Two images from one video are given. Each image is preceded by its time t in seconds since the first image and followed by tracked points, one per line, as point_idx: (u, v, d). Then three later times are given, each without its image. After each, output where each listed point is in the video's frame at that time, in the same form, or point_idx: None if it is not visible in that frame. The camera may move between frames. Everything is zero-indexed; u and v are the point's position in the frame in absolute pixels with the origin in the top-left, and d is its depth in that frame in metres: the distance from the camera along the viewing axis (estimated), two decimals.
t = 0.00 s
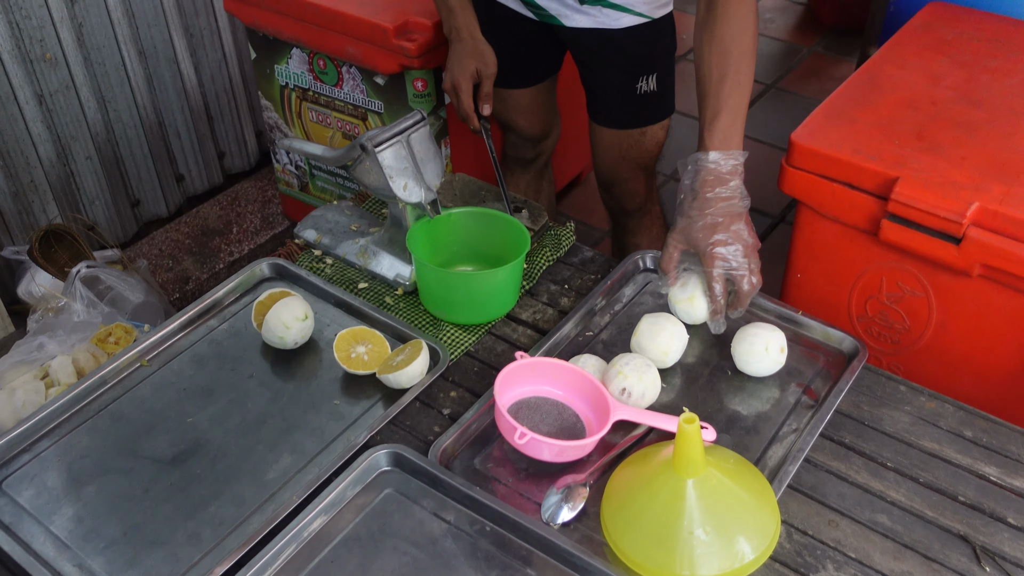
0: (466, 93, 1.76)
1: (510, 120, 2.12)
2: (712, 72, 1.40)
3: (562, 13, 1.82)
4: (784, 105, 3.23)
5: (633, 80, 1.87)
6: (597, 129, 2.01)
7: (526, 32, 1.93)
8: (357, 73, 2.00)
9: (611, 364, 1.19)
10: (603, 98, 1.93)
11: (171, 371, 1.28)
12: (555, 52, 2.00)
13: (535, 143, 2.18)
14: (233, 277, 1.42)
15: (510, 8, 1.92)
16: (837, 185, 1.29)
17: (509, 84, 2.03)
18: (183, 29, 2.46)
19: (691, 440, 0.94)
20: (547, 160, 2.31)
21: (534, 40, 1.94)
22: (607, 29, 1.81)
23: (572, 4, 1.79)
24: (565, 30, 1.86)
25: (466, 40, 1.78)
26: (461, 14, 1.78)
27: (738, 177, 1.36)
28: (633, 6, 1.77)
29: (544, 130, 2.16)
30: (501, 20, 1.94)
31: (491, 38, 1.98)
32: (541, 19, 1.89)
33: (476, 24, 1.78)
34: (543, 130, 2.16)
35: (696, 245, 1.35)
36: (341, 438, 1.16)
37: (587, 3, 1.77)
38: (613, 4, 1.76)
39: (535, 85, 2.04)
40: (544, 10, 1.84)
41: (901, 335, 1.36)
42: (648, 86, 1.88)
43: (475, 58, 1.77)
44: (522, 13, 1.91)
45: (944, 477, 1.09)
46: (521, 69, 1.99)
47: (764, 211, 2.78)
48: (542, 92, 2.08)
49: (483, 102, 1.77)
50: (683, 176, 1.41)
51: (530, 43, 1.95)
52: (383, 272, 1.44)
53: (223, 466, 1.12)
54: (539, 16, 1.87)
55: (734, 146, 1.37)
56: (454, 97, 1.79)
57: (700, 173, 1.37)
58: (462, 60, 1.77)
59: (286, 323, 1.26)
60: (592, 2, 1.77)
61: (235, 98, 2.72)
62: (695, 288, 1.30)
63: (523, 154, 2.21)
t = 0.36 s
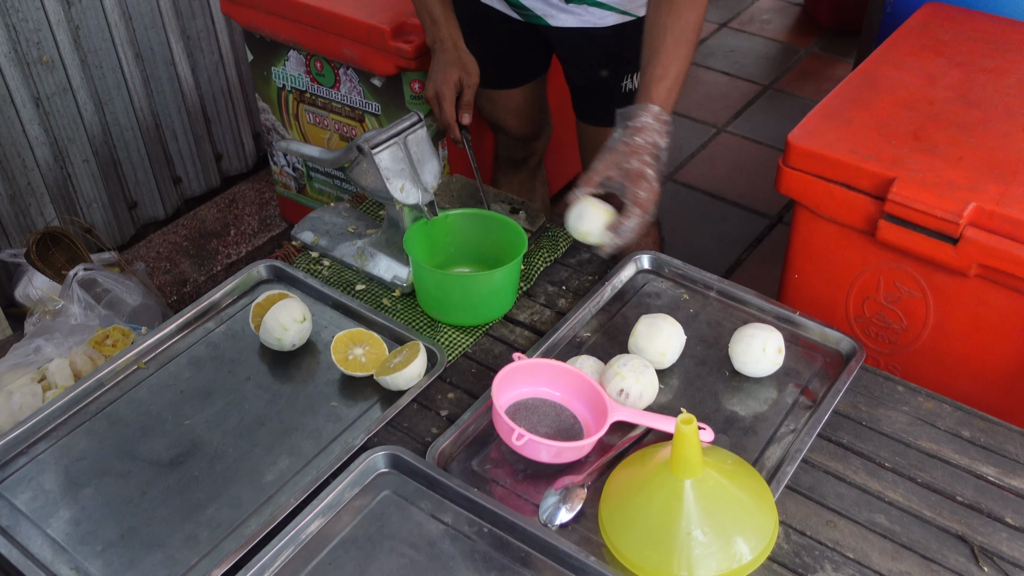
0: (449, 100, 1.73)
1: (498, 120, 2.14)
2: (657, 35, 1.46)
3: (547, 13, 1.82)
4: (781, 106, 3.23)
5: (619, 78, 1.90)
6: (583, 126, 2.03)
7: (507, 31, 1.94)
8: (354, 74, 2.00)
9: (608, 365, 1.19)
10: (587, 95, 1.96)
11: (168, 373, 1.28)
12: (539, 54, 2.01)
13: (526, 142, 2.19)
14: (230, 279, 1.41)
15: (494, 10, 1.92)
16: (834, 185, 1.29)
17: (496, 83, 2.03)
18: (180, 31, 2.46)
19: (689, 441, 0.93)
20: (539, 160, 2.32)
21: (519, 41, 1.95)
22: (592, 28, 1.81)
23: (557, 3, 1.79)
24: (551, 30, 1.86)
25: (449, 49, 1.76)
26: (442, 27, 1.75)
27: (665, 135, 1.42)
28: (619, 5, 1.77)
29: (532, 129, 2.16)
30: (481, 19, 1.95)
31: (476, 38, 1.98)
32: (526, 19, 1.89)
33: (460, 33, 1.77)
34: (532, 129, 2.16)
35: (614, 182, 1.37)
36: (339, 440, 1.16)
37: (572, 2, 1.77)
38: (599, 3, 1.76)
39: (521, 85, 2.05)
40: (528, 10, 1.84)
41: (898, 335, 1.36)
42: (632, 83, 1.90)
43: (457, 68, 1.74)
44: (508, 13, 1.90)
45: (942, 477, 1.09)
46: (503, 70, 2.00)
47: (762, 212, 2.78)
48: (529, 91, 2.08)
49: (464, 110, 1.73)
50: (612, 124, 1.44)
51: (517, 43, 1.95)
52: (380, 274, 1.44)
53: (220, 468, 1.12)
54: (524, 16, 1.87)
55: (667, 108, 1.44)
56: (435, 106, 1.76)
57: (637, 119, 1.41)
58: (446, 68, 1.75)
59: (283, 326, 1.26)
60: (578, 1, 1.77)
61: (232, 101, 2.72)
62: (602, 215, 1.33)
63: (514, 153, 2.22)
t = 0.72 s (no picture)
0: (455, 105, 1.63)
1: (495, 120, 2.14)
2: (597, 35, 1.67)
3: (543, 14, 1.85)
4: (780, 106, 3.23)
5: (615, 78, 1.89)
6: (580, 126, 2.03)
7: (503, 32, 1.94)
8: (353, 75, 2.00)
9: (608, 365, 1.19)
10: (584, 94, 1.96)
11: (167, 374, 1.27)
12: (536, 55, 2.00)
13: (524, 142, 2.20)
14: (229, 280, 1.41)
15: (492, 10, 1.93)
16: (834, 186, 1.29)
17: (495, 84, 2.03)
18: (179, 32, 2.46)
19: (689, 442, 0.93)
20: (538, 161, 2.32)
21: (516, 42, 1.95)
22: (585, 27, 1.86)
23: (554, 4, 1.83)
24: (547, 31, 1.89)
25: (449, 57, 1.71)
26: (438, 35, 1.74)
27: (591, 127, 1.65)
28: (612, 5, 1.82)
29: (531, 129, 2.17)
30: (478, 21, 1.95)
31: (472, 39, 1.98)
32: (522, 21, 1.91)
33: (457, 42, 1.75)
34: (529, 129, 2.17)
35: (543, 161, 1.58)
36: (339, 441, 1.16)
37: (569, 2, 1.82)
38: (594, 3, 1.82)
39: (518, 86, 2.05)
40: (524, 10, 1.87)
41: (898, 336, 1.36)
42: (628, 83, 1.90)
43: (461, 72, 1.68)
44: (503, 14, 1.92)
45: (942, 478, 1.09)
46: (501, 71, 2.00)
47: (761, 213, 2.78)
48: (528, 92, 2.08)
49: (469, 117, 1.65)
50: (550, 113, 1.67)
51: (514, 44, 1.95)
52: (379, 275, 1.44)
53: (219, 470, 1.12)
54: (520, 17, 1.90)
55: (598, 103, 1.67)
56: (439, 112, 1.66)
57: (564, 110, 1.64)
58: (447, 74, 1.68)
59: (284, 327, 1.26)
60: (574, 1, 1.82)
61: (231, 101, 2.72)
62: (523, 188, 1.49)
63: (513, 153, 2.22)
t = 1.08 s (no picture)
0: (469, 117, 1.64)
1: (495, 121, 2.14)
2: (595, 39, 1.66)
3: (542, 17, 1.85)
4: (780, 106, 3.24)
5: (616, 79, 1.89)
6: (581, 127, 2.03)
7: (503, 33, 1.94)
8: (353, 76, 2.00)
9: (609, 366, 1.19)
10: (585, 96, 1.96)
11: (168, 376, 1.27)
12: (536, 56, 2.00)
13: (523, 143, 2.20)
14: (230, 281, 1.41)
15: (489, 11, 1.92)
16: (834, 187, 1.29)
17: (495, 86, 2.02)
18: (179, 33, 2.46)
19: (689, 444, 0.93)
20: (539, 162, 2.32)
21: (516, 43, 1.95)
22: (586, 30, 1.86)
23: (553, 7, 1.83)
24: (546, 34, 1.89)
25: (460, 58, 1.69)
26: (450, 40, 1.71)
27: (586, 131, 1.66)
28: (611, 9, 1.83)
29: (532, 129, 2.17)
30: (478, 22, 1.95)
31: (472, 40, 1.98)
32: (521, 23, 1.91)
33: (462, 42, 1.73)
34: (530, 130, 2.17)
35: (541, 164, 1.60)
36: (339, 442, 1.16)
37: (569, 5, 1.82)
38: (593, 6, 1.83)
39: (517, 88, 2.05)
40: (523, 13, 1.86)
41: (898, 337, 1.36)
42: (629, 85, 1.90)
43: (473, 80, 1.67)
44: (501, 16, 1.91)
45: (943, 479, 1.09)
46: (501, 73, 2.00)
47: (761, 213, 2.78)
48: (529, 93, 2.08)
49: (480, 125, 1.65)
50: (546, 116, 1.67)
51: (513, 45, 1.95)
52: (379, 276, 1.44)
53: (220, 471, 1.12)
54: (520, 20, 1.89)
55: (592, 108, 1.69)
56: (450, 120, 1.67)
57: (560, 113, 1.65)
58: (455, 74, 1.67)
59: (286, 329, 1.26)
60: (574, 4, 1.82)
61: (231, 102, 2.72)
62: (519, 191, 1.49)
63: (514, 154, 2.22)
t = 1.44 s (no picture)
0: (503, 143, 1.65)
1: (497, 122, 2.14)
2: (598, 38, 1.66)
3: (544, 16, 1.85)
4: (780, 105, 3.23)
5: (617, 80, 1.88)
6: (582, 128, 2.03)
7: (503, 32, 1.94)
8: (353, 75, 2.00)
9: (609, 366, 1.19)
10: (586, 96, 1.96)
11: (168, 376, 1.27)
12: (538, 56, 2.00)
13: (524, 144, 2.19)
14: (230, 281, 1.41)
15: (493, 10, 1.92)
16: (835, 186, 1.29)
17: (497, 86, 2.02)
18: (179, 33, 2.46)
19: (690, 443, 0.93)
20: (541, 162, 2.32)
21: (516, 43, 1.95)
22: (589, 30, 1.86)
23: (556, 7, 1.83)
24: (548, 33, 1.90)
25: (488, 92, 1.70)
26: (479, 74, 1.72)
27: (594, 129, 1.68)
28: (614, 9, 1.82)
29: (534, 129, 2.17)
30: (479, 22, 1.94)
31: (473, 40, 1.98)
32: (524, 23, 1.91)
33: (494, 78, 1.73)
34: (530, 130, 2.17)
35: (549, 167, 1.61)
36: (340, 442, 1.16)
37: (571, 5, 1.82)
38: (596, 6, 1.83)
39: (518, 88, 2.05)
40: (526, 13, 1.86)
41: (899, 336, 1.36)
42: (631, 85, 1.90)
43: (503, 111, 1.68)
44: (504, 15, 1.92)
45: (944, 478, 1.09)
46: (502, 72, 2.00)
47: (761, 213, 2.78)
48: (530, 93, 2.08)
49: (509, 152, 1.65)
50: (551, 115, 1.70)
51: (514, 45, 1.95)
52: (380, 275, 1.44)
53: (220, 471, 1.12)
54: (522, 19, 1.89)
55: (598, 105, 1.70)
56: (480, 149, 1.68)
57: (566, 112, 1.67)
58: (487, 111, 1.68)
59: (286, 330, 1.26)
60: (577, 4, 1.82)
61: (231, 102, 2.72)
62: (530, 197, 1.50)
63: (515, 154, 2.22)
